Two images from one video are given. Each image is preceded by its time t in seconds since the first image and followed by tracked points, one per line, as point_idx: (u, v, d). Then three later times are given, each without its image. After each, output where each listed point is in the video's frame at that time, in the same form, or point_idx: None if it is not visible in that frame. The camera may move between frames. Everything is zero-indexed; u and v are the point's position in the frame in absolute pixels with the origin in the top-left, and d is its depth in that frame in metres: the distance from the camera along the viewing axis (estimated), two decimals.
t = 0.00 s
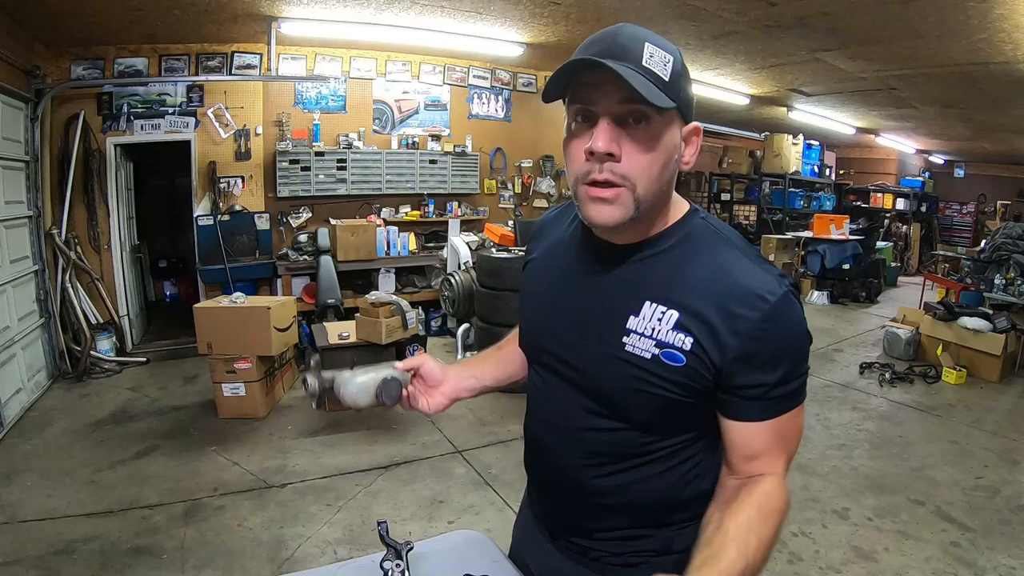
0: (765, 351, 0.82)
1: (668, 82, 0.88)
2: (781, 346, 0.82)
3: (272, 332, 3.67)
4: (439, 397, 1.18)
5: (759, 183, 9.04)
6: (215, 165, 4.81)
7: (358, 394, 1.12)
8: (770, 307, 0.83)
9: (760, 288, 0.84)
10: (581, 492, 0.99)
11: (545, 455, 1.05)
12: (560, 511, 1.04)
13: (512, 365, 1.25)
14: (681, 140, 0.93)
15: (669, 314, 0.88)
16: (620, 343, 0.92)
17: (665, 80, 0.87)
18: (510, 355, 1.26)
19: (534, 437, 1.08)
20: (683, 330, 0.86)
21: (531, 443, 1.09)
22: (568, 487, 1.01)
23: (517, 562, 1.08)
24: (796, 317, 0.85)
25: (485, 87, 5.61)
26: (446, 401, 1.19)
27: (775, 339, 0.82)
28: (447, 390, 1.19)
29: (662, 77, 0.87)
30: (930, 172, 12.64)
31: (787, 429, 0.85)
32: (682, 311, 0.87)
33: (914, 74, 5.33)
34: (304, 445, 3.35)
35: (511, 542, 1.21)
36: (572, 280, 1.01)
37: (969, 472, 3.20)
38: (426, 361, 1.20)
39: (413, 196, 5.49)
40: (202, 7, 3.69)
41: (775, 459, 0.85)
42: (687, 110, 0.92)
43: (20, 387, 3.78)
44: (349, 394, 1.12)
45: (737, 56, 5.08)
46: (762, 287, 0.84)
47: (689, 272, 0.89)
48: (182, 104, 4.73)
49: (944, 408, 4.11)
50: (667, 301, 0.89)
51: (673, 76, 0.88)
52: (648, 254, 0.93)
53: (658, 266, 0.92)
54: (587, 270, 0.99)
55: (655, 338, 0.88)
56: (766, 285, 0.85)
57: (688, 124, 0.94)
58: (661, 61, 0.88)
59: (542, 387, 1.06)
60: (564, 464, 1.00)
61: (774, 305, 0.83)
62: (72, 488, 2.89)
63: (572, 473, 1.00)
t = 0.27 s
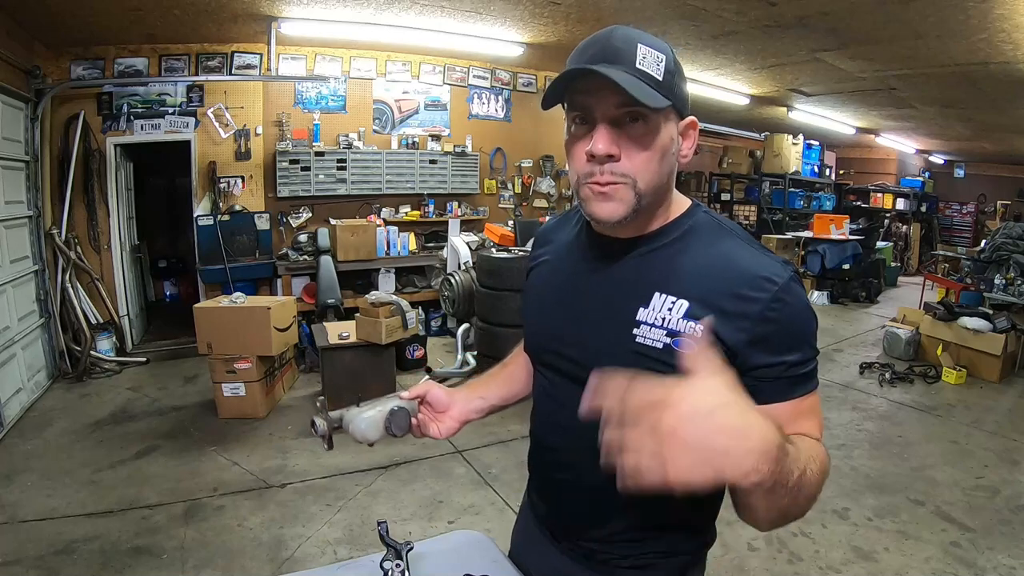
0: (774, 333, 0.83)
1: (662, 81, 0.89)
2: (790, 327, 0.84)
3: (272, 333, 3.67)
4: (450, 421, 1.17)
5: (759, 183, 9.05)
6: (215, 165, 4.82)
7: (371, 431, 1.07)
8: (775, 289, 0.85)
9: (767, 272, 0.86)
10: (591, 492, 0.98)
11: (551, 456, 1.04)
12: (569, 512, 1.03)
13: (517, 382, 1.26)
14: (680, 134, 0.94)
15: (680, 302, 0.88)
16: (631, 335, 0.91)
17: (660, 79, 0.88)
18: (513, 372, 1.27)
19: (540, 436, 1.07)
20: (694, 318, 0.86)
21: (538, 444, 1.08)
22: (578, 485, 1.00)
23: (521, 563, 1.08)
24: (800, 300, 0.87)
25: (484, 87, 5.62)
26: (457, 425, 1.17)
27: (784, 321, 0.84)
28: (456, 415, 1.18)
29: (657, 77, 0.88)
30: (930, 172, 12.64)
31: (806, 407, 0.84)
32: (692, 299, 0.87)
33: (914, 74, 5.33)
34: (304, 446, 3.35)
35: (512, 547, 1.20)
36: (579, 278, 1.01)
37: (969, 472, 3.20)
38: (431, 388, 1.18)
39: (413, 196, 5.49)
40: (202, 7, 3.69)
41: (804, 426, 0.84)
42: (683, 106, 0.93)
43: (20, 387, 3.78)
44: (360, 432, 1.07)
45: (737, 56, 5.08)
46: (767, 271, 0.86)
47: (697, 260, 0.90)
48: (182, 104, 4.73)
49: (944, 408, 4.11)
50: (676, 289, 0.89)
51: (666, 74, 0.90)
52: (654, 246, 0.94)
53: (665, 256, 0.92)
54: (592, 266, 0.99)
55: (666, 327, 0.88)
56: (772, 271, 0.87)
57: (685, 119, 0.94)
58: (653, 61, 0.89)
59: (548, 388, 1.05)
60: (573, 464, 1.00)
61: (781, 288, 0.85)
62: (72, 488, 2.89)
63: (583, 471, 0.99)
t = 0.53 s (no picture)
0: (774, 340, 0.83)
1: (670, 103, 0.88)
2: (790, 335, 0.83)
3: (272, 333, 3.67)
4: (455, 427, 1.16)
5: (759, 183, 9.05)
6: (216, 165, 4.82)
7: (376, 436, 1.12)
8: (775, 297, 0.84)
9: (767, 280, 0.85)
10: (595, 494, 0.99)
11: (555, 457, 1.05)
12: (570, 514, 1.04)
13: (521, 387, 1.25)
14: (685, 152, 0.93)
15: (679, 308, 0.88)
16: (632, 338, 0.91)
17: (668, 101, 0.88)
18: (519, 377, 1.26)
19: (545, 442, 1.08)
20: (695, 322, 0.87)
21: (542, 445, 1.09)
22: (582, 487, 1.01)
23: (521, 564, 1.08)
24: (801, 307, 0.86)
25: (484, 87, 5.62)
26: (462, 430, 1.17)
27: (783, 328, 0.83)
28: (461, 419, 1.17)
29: (665, 100, 0.87)
30: (930, 172, 12.64)
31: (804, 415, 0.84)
32: (692, 304, 0.88)
33: (914, 74, 5.33)
34: (305, 446, 3.35)
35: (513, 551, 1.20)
36: (581, 282, 1.01)
37: (969, 472, 3.20)
38: (436, 394, 1.18)
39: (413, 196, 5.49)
40: (202, 6, 3.69)
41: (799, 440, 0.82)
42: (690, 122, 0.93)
43: (20, 387, 3.78)
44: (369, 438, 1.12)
45: (737, 56, 5.08)
46: (767, 278, 0.86)
47: (696, 266, 0.90)
48: (182, 104, 4.73)
49: (944, 408, 4.11)
50: (677, 293, 0.90)
51: (675, 96, 0.88)
52: (655, 252, 0.94)
53: (665, 262, 0.92)
54: (594, 270, 1.00)
55: (667, 331, 0.88)
56: (773, 278, 0.86)
57: (690, 134, 0.94)
58: (662, 83, 0.87)
59: (552, 392, 1.05)
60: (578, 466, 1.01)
61: (781, 296, 0.85)
62: (72, 488, 2.89)
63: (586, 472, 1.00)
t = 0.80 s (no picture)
0: (778, 334, 0.83)
1: (649, 97, 0.87)
2: (794, 328, 0.84)
3: (272, 333, 3.67)
4: (458, 428, 1.16)
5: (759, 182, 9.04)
6: (215, 165, 4.81)
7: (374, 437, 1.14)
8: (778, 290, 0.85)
9: (769, 274, 0.86)
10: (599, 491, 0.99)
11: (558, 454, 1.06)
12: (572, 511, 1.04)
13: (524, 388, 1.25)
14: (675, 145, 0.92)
15: (684, 303, 0.88)
16: (637, 336, 0.91)
17: (648, 95, 0.87)
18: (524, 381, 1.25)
19: (550, 442, 1.08)
20: (699, 317, 0.87)
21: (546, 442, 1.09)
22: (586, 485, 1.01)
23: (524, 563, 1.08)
24: (804, 300, 0.87)
25: (484, 87, 5.62)
26: (465, 430, 1.16)
27: (787, 322, 0.83)
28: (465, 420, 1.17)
29: (643, 94, 0.87)
30: (930, 172, 12.63)
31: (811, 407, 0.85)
32: (696, 300, 0.88)
33: (914, 74, 5.33)
34: (305, 446, 3.35)
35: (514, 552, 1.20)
36: (583, 282, 1.01)
37: (969, 472, 3.20)
38: (439, 395, 1.18)
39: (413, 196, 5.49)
40: (201, 6, 3.69)
41: (806, 435, 0.84)
42: (678, 116, 0.91)
43: (20, 387, 3.78)
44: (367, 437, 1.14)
45: (737, 56, 5.08)
46: (769, 273, 0.86)
47: (699, 262, 0.90)
48: (182, 104, 4.73)
49: (944, 408, 4.11)
50: (680, 290, 0.89)
51: (656, 89, 0.88)
52: (659, 249, 0.94)
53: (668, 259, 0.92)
54: (596, 269, 0.99)
55: (672, 327, 0.88)
56: (775, 273, 0.87)
57: (680, 129, 0.93)
58: (640, 77, 0.87)
59: (557, 392, 1.05)
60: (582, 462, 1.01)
61: (784, 290, 0.85)
62: (72, 488, 2.89)
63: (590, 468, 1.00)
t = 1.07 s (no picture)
0: (763, 344, 0.81)
1: (593, 100, 0.84)
2: (780, 338, 0.81)
3: (272, 333, 3.67)
4: (466, 420, 1.17)
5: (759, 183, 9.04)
6: (216, 165, 4.81)
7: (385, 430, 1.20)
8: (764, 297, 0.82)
9: (756, 282, 0.83)
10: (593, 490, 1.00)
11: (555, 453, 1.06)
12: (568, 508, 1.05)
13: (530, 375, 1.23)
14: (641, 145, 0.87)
15: (670, 310, 0.88)
16: (624, 341, 0.91)
17: (591, 98, 0.84)
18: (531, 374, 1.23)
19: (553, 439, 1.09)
20: (684, 325, 0.86)
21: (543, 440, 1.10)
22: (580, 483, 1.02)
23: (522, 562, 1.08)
24: (796, 307, 0.84)
25: (485, 87, 5.62)
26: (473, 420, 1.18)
27: (772, 332, 0.81)
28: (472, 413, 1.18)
29: (584, 98, 0.84)
30: (930, 172, 12.64)
31: (799, 418, 0.82)
32: (681, 307, 0.87)
33: (914, 74, 5.33)
34: (305, 446, 3.35)
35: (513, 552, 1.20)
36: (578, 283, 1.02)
37: (969, 472, 3.20)
38: (447, 388, 1.19)
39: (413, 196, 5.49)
40: (201, 6, 3.68)
41: (790, 445, 0.82)
42: (639, 112, 0.86)
43: (20, 387, 3.78)
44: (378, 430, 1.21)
45: (737, 56, 5.08)
46: (756, 281, 0.83)
47: (687, 267, 0.89)
48: (182, 104, 4.73)
49: (944, 408, 4.11)
50: (667, 296, 0.89)
51: (602, 91, 0.84)
52: (647, 254, 0.93)
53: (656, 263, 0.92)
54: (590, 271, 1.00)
55: (657, 334, 0.88)
56: (763, 280, 0.84)
57: (645, 126, 0.87)
58: (583, 83, 0.85)
59: (553, 392, 1.06)
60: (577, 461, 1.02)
61: (771, 299, 0.82)
62: (72, 488, 2.89)
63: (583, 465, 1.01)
